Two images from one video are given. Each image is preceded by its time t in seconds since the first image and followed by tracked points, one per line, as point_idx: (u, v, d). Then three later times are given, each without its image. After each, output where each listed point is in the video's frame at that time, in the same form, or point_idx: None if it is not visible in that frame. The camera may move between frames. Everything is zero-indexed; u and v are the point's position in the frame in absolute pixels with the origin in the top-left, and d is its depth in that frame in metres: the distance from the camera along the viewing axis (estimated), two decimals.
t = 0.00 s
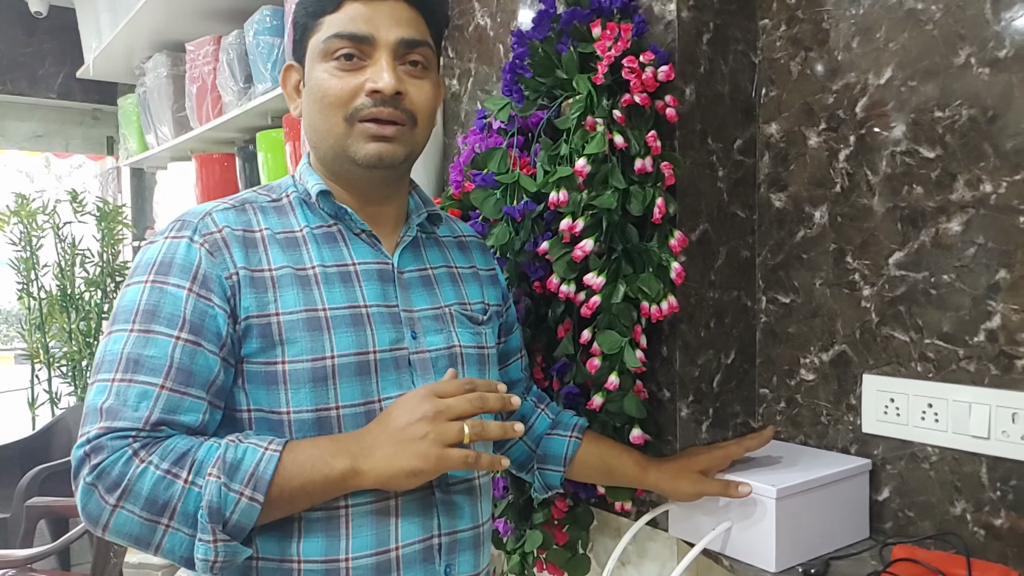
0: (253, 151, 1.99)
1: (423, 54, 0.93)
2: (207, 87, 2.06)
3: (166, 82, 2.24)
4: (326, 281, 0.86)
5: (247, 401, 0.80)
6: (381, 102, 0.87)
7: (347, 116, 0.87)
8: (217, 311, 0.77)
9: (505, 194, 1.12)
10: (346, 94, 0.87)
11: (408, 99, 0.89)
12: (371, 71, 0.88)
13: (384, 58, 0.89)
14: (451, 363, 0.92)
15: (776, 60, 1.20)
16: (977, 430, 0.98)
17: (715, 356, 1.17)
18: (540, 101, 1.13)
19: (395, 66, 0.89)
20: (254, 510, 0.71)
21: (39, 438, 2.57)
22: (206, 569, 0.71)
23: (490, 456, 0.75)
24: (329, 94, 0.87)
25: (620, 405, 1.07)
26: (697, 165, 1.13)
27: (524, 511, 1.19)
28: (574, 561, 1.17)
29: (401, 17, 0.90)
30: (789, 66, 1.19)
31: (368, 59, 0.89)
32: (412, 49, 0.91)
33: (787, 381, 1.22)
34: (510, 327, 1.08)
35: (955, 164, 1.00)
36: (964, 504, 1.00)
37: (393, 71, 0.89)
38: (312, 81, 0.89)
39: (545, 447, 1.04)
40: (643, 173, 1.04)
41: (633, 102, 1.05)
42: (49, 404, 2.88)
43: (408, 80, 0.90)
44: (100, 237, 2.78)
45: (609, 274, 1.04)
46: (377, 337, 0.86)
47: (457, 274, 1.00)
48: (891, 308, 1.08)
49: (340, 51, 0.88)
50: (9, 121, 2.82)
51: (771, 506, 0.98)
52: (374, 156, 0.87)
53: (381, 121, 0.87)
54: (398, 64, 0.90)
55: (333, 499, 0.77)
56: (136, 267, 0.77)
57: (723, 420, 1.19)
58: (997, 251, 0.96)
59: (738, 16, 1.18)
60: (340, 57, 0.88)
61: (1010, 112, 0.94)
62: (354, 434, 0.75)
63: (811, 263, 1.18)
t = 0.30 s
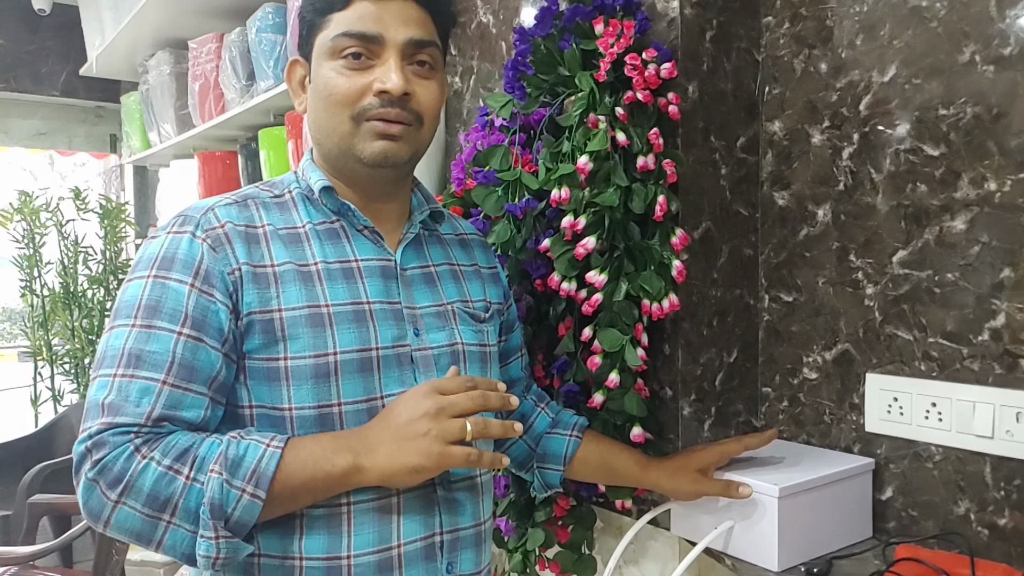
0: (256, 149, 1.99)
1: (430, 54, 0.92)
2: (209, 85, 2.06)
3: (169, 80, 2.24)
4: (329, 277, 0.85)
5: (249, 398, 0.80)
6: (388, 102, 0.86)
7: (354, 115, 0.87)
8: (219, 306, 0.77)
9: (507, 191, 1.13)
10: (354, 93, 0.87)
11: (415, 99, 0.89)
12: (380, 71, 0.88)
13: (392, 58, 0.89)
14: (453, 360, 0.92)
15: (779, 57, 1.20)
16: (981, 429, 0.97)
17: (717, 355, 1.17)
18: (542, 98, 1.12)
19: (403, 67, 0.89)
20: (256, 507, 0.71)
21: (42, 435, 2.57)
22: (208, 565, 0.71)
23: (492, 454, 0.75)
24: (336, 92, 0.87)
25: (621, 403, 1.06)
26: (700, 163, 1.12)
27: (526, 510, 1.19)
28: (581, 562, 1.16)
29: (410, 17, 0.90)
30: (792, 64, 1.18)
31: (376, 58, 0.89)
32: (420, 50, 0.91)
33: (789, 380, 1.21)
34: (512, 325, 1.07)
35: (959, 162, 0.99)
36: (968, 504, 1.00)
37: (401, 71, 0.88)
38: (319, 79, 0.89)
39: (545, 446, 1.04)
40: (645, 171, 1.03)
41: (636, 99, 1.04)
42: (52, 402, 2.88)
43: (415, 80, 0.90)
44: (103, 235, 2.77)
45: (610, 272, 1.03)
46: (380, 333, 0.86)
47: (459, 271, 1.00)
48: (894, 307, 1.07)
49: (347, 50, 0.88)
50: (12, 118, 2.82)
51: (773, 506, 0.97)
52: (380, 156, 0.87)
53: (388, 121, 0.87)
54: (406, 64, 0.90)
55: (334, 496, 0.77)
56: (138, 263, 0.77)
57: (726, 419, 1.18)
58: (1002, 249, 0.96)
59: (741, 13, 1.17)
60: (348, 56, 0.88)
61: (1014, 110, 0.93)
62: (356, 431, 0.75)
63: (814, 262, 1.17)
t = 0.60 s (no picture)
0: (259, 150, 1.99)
1: (433, 56, 0.92)
2: (213, 86, 2.06)
3: (173, 81, 2.25)
4: (331, 278, 0.85)
5: (252, 399, 0.80)
6: (389, 102, 0.87)
7: (355, 115, 0.87)
8: (222, 308, 0.77)
9: (508, 192, 1.13)
10: (355, 93, 0.87)
11: (417, 100, 0.89)
12: (381, 71, 0.88)
13: (394, 58, 0.89)
14: (456, 361, 0.92)
15: (781, 57, 1.20)
16: (984, 429, 0.97)
17: (720, 355, 1.16)
18: (544, 98, 1.12)
19: (406, 67, 0.89)
20: (260, 507, 0.71)
21: (46, 435, 2.58)
22: (212, 565, 0.71)
23: (495, 451, 0.76)
24: (338, 91, 0.87)
25: (625, 403, 1.06)
26: (702, 163, 1.12)
27: (529, 510, 1.19)
28: (585, 562, 1.16)
29: (413, 17, 0.90)
30: (794, 63, 1.18)
31: (379, 59, 0.89)
32: (423, 51, 0.91)
33: (792, 380, 1.21)
34: (515, 325, 1.07)
35: (962, 161, 0.99)
36: (972, 504, 1.00)
37: (403, 71, 0.88)
38: (321, 78, 0.89)
39: (548, 447, 1.04)
40: (647, 171, 1.03)
41: (637, 99, 1.04)
42: (56, 402, 2.89)
43: (417, 81, 0.90)
44: (107, 236, 2.78)
45: (613, 272, 1.03)
46: (382, 334, 0.86)
47: (462, 272, 1.00)
48: (897, 306, 1.07)
49: (350, 49, 0.88)
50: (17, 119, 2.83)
51: (775, 505, 0.97)
52: (379, 157, 0.87)
53: (388, 121, 0.87)
54: (409, 65, 0.90)
55: (338, 496, 0.77)
56: (142, 265, 0.77)
57: (728, 419, 1.18)
58: (1005, 249, 0.95)
59: (743, 13, 1.17)
60: (350, 56, 0.88)
61: (1018, 109, 0.93)
62: (360, 431, 0.75)
63: (817, 262, 1.17)
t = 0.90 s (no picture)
0: (265, 151, 2.00)
1: (437, 56, 0.93)
2: (219, 87, 2.07)
3: (179, 82, 2.26)
4: (339, 279, 0.86)
5: (261, 400, 0.81)
6: (397, 105, 0.87)
7: (362, 118, 0.87)
8: (232, 309, 0.77)
9: (513, 193, 1.13)
10: (361, 96, 0.87)
11: (423, 101, 0.89)
12: (387, 74, 0.88)
13: (399, 61, 0.89)
14: (463, 362, 0.92)
15: (786, 59, 1.20)
16: (990, 431, 0.97)
17: (725, 356, 1.16)
18: (549, 100, 1.12)
19: (410, 69, 0.89)
20: (270, 506, 0.71)
21: (53, 435, 2.59)
22: (223, 564, 0.72)
23: (505, 469, 0.75)
24: (345, 96, 0.87)
25: (631, 405, 1.06)
26: (707, 165, 1.12)
27: (534, 511, 1.19)
28: (590, 564, 1.17)
29: (416, 19, 0.90)
30: (799, 65, 1.18)
31: (384, 62, 0.89)
32: (427, 51, 0.91)
33: (797, 381, 1.21)
34: (521, 327, 1.07)
35: (967, 163, 0.99)
36: (977, 506, 1.00)
37: (409, 73, 0.88)
38: (328, 83, 0.89)
39: (554, 448, 1.04)
40: (653, 172, 1.03)
41: (642, 101, 1.04)
42: (62, 402, 2.90)
43: (422, 82, 0.90)
44: (113, 236, 2.79)
45: (618, 273, 1.03)
46: (390, 335, 0.86)
47: (468, 273, 1.00)
48: (903, 308, 1.07)
49: (355, 54, 0.88)
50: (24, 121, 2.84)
51: (782, 507, 0.97)
52: (391, 157, 0.87)
53: (397, 123, 0.87)
54: (413, 66, 0.90)
55: (345, 496, 0.78)
56: (152, 266, 0.78)
57: (733, 421, 1.18)
58: (1010, 250, 0.95)
59: (748, 15, 1.17)
60: (356, 60, 0.88)
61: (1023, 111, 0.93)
62: (370, 432, 0.75)
63: (822, 263, 1.17)
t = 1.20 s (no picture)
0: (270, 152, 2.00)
1: (442, 57, 0.93)
2: (224, 88, 2.07)
3: (184, 83, 2.26)
4: (344, 281, 0.86)
5: (265, 401, 0.80)
6: (400, 107, 0.86)
7: (365, 119, 0.87)
8: (236, 310, 0.77)
9: (519, 194, 1.12)
10: (364, 98, 0.87)
11: (427, 102, 0.89)
12: (391, 76, 0.88)
13: (402, 63, 0.89)
14: (467, 364, 0.92)
15: (794, 59, 1.19)
16: (999, 434, 0.96)
17: (731, 358, 1.16)
18: (556, 100, 1.12)
19: (414, 71, 0.89)
20: (274, 508, 0.71)
21: (59, 435, 2.59)
22: (227, 567, 0.72)
23: (509, 471, 0.75)
24: (349, 97, 0.87)
25: (638, 406, 1.06)
26: (714, 166, 1.12)
27: (540, 514, 1.20)
28: (595, 566, 1.17)
29: (420, 21, 0.90)
30: (807, 65, 1.18)
31: (388, 63, 0.89)
32: (431, 52, 0.91)
33: (804, 383, 1.20)
34: (526, 328, 1.07)
35: (976, 164, 0.98)
36: (986, 509, 0.99)
37: (413, 75, 0.88)
38: (331, 84, 0.89)
39: (560, 451, 1.04)
40: (659, 174, 1.03)
41: (648, 102, 1.04)
42: (68, 403, 2.90)
43: (427, 83, 0.90)
44: (119, 237, 2.79)
45: (625, 274, 1.03)
46: (395, 337, 0.86)
47: (473, 275, 1.00)
48: (911, 309, 1.06)
49: (359, 56, 0.88)
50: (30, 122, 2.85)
51: (789, 511, 0.96)
52: (393, 159, 0.87)
53: (400, 125, 0.87)
54: (418, 68, 0.90)
55: (350, 498, 0.77)
56: (157, 268, 0.78)
57: (740, 422, 1.18)
58: (1020, 252, 0.95)
59: (755, 15, 1.17)
60: (360, 62, 0.88)
61: None
62: (374, 433, 0.75)
63: (829, 264, 1.16)
